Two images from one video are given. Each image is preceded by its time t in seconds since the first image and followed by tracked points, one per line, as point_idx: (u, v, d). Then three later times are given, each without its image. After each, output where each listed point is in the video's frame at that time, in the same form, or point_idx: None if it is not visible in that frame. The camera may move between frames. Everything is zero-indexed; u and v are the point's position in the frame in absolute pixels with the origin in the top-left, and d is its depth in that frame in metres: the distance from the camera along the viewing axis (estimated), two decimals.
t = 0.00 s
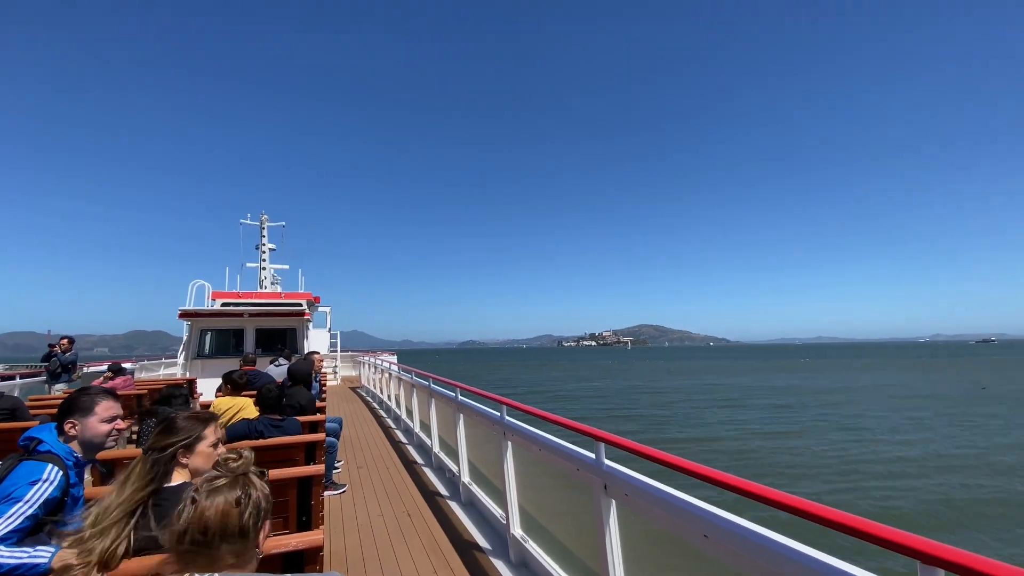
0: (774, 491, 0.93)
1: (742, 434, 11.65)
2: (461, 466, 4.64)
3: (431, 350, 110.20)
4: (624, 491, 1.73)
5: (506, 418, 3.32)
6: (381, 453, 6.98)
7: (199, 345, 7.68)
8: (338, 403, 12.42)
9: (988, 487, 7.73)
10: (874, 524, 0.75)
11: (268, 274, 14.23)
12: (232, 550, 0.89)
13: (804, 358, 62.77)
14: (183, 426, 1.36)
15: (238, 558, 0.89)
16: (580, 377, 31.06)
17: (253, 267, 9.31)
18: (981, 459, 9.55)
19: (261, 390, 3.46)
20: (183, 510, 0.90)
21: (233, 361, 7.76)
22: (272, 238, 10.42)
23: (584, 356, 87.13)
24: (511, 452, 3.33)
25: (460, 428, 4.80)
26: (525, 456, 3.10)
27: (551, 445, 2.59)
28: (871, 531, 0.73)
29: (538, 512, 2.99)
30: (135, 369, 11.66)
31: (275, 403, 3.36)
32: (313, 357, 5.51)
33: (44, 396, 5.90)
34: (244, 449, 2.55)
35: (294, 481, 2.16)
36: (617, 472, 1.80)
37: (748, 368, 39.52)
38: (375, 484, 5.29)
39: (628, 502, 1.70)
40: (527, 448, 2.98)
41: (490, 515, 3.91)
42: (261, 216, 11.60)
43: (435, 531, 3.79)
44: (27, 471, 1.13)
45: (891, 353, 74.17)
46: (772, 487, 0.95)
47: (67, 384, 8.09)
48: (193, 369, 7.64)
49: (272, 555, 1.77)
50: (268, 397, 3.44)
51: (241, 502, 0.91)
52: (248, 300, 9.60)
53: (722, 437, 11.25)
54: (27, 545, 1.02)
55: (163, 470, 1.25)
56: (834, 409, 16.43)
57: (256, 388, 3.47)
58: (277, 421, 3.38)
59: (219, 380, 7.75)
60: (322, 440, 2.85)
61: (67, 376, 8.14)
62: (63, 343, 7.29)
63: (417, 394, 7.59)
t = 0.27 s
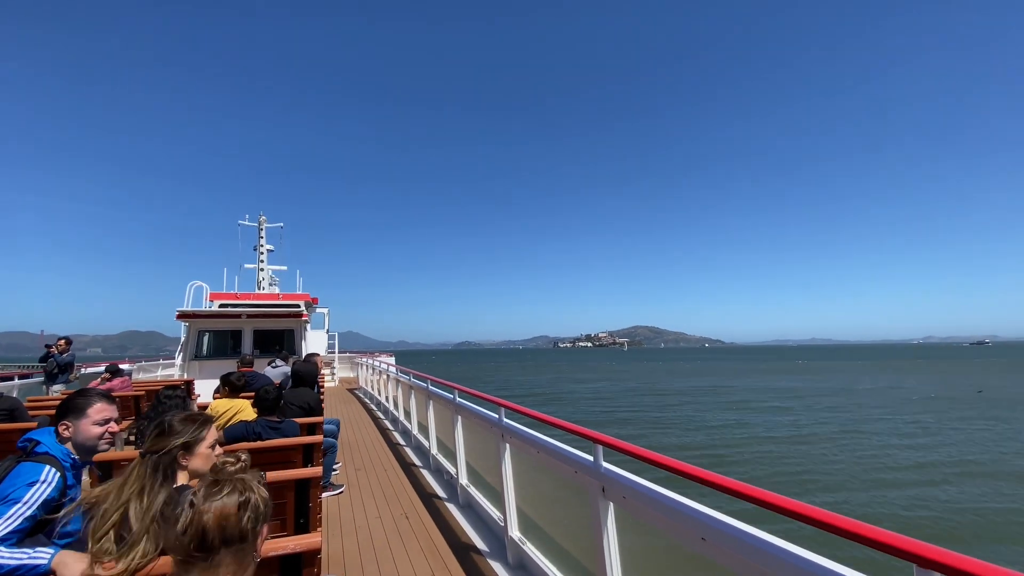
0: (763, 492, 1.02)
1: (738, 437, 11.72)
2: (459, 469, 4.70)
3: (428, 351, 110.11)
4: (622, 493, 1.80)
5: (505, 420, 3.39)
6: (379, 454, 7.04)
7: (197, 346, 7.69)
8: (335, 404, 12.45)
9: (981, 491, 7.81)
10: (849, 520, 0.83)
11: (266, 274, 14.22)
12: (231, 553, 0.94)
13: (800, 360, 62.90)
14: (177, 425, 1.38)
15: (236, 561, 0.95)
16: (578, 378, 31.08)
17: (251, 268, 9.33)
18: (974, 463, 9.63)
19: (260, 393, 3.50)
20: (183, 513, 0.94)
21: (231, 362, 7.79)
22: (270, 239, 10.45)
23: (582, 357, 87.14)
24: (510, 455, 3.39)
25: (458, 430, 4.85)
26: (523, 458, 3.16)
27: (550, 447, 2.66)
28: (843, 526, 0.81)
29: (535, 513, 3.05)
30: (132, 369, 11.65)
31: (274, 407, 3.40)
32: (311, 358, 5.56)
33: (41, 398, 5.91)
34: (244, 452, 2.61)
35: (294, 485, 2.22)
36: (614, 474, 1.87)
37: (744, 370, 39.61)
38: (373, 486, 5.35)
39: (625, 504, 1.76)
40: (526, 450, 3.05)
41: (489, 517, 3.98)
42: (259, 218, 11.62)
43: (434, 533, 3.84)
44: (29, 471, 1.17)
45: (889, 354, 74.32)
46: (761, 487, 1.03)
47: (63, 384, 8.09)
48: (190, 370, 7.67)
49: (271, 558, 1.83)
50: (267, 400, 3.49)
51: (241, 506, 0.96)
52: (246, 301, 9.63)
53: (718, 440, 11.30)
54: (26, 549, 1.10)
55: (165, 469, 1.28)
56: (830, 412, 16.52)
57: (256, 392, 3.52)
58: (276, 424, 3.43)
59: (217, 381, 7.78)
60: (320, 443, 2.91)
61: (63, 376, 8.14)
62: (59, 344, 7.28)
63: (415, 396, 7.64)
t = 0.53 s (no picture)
0: (729, 481, 1.12)
1: (733, 437, 11.83)
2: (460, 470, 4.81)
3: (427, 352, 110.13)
4: (619, 493, 1.92)
5: (504, 421, 3.50)
6: (379, 455, 7.15)
7: (196, 346, 7.80)
8: (334, 405, 12.56)
9: (970, 490, 7.93)
10: (806, 507, 0.93)
11: (265, 276, 14.31)
12: (231, 551, 1.03)
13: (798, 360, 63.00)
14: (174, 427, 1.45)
15: (236, 557, 1.04)
16: (576, 379, 31.16)
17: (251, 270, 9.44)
18: (965, 462, 9.73)
19: (259, 394, 3.61)
20: (185, 513, 1.03)
21: (230, 363, 7.91)
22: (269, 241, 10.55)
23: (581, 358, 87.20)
24: (509, 455, 3.51)
25: (457, 430, 4.97)
26: (522, 459, 3.28)
27: (548, 449, 2.77)
28: (801, 512, 0.92)
29: (535, 514, 3.17)
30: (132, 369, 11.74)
31: (273, 407, 3.51)
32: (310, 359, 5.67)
33: (43, 398, 6.00)
34: (245, 453, 2.72)
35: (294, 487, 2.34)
36: (611, 474, 1.99)
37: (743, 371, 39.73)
38: (374, 488, 5.46)
39: (624, 505, 1.88)
40: (524, 451, 3.16)
41: (488, 518, 4.09)
42: (259, 220, 11.72)
43: (435, 534, 3.96)
44: (28, 473, 1.27)
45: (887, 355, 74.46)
46: (729, 478, 1.13)
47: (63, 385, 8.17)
48: (190, 371, 7.78)
49: (272, 557, 1.96)
50: (267, 401, 3.60)
51: (240, 506, 1.05)
52: (246, 303, 9.74)
53: (713, 440, 11.41)
54: (26, 549, 1.22)
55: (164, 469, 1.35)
56: (826, 413, 16.64)
57: (255, 393, 3.62)
58: (274, 424, 3.54)
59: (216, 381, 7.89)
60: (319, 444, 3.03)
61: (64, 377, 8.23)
62: (59, 344, 7.37)
63: (414, 397, 7.75)
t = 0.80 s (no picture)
0: (723, 478, 1.23)
1: (730, 435, 11.94)
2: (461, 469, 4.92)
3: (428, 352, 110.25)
4: (621, 492, 2.03)
5: (505, 421, 3.61)
6: (381, 455, 7.27)
7: (198, 346, 7.92)
8: (335, 405, 12.67)
9: (963, 484, 8.03)
10: (787, 499, 1.03)
11: (265, 277, 14.41)
12: (235, 546, 1.15)
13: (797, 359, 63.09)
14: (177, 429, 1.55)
15: (238, 554, 1.15)
16: (576, 379, 31.26)
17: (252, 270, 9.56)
18: (959, 458, 9.85)
19: (261, 393, 3.71)
20: (191, 511, 1.15)
21: (232, 362, 8.02)
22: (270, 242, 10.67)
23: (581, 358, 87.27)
24: (510, 453, 3.63)
25: (459, 430, 5.09)
26: (523, 457, 3.39)
27: (549, 448, 2.88)
28: (781, 505, 1.03)
29: (536, 513, 3.28)
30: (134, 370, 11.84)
31: (275, 407, 3.62)
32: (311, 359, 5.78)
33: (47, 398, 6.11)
34: (247, 452, 2.83)
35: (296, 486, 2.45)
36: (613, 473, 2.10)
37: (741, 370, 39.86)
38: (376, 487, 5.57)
39: (626, 504, 1.99)
40: (525, 450, 3.27)
41: (489, 517, 4.21)
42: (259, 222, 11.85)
43: (438, 533, 4.07)
44: (31, 472, 1.34)
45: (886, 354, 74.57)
46: (723, 475, 1.24)
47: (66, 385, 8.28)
48: (192, 371, 7.90)
49: (277, 554, 2.06)
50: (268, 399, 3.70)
51: (243, 504, 1.17)
52: (247, 304, 9.86)
53: (710, 438, 11.51)
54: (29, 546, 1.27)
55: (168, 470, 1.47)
56: (823, 411, 16.75)
57: (257, 392, 3.73)
58: (277, 423, 3.64)
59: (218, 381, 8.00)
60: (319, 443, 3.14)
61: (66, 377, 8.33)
62: (61, 345, 7.48)
63: (415, 397, 7.86)
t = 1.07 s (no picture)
0: (730, 476, 1.14)
1: (735, 435, 11.84)
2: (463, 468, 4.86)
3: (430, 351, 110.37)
4: (623, 490, 1.95)
5: (507, 419, 3.54)
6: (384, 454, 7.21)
7: (200, 345, 7.86)
8: (337, 404, 12.60)
9: (973, 485, 7.93)
10: (804, 500, 0.95)
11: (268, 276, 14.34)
12: (238, 543, 1.06)
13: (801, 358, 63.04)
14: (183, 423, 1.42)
15: (243, 552, 1.06)
16: (579, 378, 31.18)
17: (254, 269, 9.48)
18: (966, 457, 9.75)
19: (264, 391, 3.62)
20: (193, 507, 1.06)
21: (235, 361, 7.95)
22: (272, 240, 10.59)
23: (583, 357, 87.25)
24: (512, 452, 3.56)
25: (461, 428, 5.02)
26: (525, 455, 3.32)
27: (551, 446, 2.81)
28: (797, 506, 0.94)
29: (538, 511, 3.21)
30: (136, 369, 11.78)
31: (278, 404, 3.53)
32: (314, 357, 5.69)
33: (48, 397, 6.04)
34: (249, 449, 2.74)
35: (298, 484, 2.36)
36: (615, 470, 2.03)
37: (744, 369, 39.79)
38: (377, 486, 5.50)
39: (629, 502, 1.91)
40: (528, 448, 3.20)
41: (491, 516, 4.13)
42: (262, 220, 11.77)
43: (439, 531, 4.00)
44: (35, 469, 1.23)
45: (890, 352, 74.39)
46: (729, 472, 1.15)
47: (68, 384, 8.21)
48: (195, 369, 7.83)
49: (278, 552, 1.98)
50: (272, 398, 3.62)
51: (247, 498, 1.08)
52: (249, 303, 9.79)
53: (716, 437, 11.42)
54: (32, 545, 1.18)
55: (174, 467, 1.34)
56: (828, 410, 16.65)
57: (261, 390, 3.64)
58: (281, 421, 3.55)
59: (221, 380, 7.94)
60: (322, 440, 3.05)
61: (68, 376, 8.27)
62: (64, 344, 7.43)
63: (417, 396, 7.78)
